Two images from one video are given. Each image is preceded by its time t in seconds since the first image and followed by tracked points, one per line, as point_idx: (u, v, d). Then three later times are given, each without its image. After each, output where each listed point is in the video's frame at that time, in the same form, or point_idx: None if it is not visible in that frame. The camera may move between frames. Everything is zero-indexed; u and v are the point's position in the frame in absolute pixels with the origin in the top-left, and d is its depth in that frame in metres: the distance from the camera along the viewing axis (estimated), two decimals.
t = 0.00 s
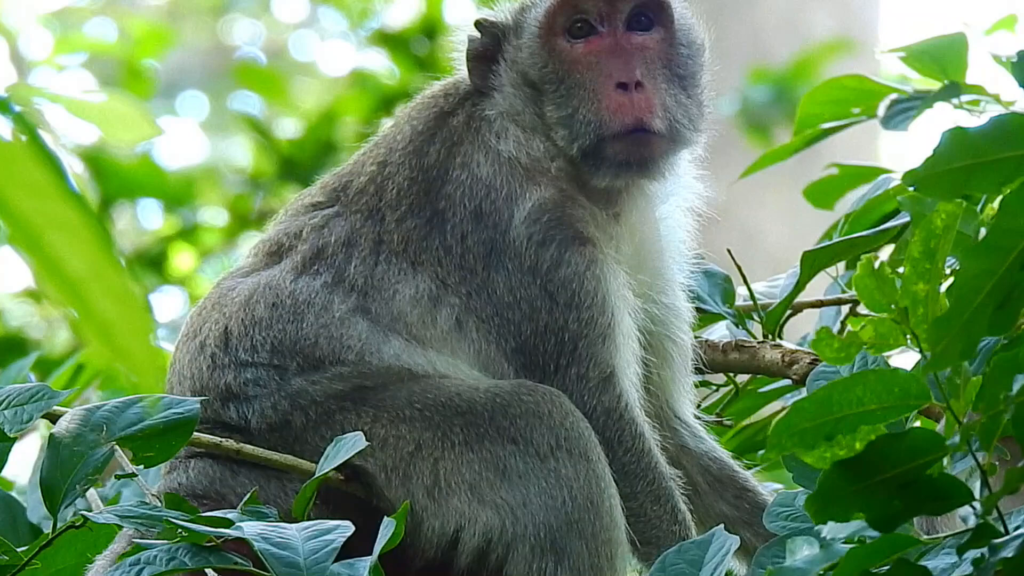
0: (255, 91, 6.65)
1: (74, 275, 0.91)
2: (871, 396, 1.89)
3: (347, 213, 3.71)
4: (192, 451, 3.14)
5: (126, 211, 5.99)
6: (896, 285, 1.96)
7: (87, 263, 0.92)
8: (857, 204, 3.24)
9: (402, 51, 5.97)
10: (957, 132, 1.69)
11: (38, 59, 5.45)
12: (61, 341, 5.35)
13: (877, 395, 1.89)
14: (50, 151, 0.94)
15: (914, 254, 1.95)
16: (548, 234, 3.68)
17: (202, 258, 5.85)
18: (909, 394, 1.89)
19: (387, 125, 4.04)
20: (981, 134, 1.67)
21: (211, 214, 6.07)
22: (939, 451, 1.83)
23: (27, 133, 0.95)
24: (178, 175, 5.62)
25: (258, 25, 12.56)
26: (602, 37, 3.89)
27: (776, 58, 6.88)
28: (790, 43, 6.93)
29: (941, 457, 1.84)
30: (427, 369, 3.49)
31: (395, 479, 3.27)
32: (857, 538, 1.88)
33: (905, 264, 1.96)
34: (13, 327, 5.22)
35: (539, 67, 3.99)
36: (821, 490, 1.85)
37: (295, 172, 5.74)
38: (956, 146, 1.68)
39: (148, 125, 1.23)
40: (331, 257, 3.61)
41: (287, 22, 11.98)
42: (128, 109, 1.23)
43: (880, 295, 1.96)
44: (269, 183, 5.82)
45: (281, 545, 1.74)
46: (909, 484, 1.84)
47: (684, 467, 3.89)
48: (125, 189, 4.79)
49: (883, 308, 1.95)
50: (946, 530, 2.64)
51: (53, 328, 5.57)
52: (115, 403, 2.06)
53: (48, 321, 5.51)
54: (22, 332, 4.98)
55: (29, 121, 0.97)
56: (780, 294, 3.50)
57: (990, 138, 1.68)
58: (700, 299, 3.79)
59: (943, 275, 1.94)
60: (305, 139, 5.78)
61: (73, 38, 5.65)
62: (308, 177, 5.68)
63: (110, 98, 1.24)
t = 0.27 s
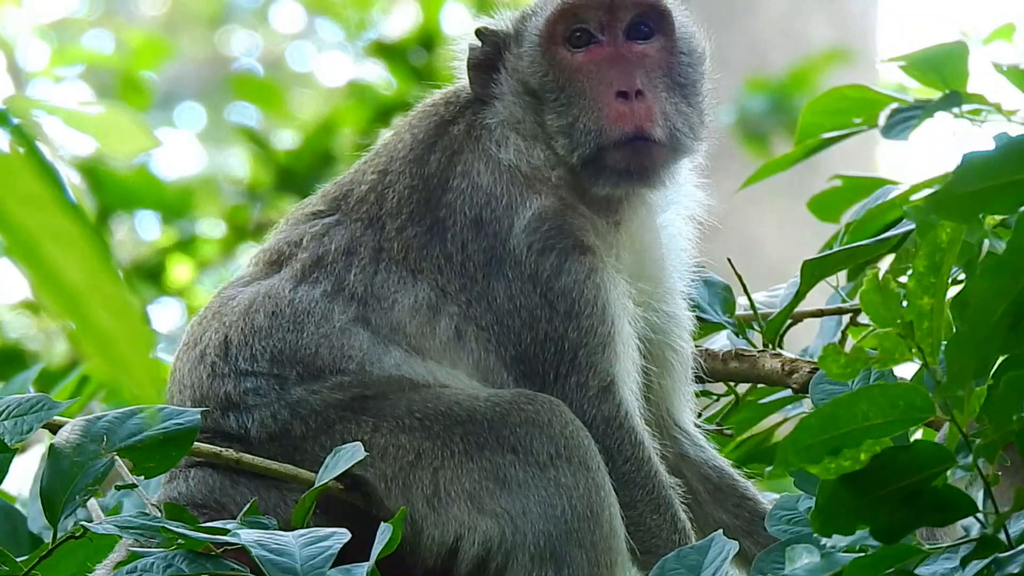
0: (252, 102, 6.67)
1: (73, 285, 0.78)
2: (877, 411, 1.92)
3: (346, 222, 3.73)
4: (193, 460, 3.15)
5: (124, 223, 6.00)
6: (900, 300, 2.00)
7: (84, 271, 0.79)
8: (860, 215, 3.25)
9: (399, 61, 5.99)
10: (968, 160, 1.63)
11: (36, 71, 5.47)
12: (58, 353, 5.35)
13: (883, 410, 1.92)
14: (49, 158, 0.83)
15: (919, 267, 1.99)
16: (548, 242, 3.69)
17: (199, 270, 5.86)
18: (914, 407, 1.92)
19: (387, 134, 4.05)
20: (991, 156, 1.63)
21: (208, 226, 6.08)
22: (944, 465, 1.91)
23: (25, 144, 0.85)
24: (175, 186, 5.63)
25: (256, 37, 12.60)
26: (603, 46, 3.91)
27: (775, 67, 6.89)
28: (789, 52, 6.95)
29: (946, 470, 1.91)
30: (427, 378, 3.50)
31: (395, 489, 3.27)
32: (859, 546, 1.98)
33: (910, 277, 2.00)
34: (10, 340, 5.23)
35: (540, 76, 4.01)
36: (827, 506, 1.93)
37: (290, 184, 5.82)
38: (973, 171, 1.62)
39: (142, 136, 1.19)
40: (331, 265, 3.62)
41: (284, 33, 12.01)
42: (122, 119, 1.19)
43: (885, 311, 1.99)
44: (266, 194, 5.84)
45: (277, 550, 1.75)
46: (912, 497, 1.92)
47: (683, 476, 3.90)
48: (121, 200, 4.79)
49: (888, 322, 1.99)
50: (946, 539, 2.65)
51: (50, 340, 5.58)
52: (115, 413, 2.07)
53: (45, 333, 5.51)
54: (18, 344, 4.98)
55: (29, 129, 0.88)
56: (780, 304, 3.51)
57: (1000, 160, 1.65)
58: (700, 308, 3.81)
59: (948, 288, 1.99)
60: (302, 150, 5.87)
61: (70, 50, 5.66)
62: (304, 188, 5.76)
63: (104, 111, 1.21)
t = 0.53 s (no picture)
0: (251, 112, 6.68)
1: (72, 294, 0.79)
2: (877, 419, 1.92)
3: (348, 229, 3.74)
4: (193, 467, 3.16)
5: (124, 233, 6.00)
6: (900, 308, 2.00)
7: (84, 280, 0.80)
8: (863, 223, 3.26)
9: (398, 70, 6.07)
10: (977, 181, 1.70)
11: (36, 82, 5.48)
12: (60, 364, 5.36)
13: (883, 417, 1.92)
14: (49, 169, 0.84)
15: (919, 276, 1.98)
16: (549, 250, 3.70)
17: (199, 279, 5.88)
18: (914, 414, 1.93)
19: (388, 141, 4.06)
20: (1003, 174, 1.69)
21: (208, 236, 6.10)
22: (944, 472, 1.91)
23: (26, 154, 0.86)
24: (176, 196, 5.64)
25: (255, 46, 12.62)
26: (603, 53, 3.93)
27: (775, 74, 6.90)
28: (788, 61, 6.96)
29: (946, 476, 1.92)
30: (427, 386, 3.50)
31: (395, 497, 3.27)
32: (858, 552, 2.00)
33: (911, 285, 1.99)
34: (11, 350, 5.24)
35: (540, 83, 4.01)
36: (827, 510, 1.93)
37: (290, 194, 5.82)
38: (992, 191, 1.69)
39: (142, 146, 1.21)
40: (332, 272, 3.63)
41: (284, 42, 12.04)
42: (123, 129, 1.21)
43: (886, 318, 1.99)
44: (267, 205, 5.88)
45: (277, 560, 1.76)
46: (911, 504, 1.93)
47: (684, 483, 3.90)
48: (120, 211, 4.80)
49: (888, 330, 1.99)
50: (946, 546, 2.65)
51: (51, 351, 5.61)
52: (114, 420, 2.08)
53: (46, 343, 5.53)
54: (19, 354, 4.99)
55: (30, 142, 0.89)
56: (782, 312, 3.51)
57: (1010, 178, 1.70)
58: (703, 316, 3.81)
59: (948, 296, 1.99)
60: (302, 160, 5.85)
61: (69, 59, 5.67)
62: (304, 198, 5.75)
63: (106, 121, 1.23)
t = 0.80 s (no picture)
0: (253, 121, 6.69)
1: (75, 304, 0.80)
2: (875, 429, 1.93)
3: (350, 236, 3.75)
4: (194, 474, 3.16)
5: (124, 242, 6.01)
6: (899, 318, 2.01)
7: (86, 290, 0.81)
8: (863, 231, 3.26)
9: (400, 79, 6.09)
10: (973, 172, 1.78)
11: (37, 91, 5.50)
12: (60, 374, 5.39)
13: (881, 428, 1.93)
14: (51, 180, 0.85)
15: (919, 285, 2.00)
16: (550, 259, 3.71)
17: (201, 288, 5.89)
18: (913, 425, 1.93)
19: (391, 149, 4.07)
20: (998, 168, 1.76)
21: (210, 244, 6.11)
22: (943, 484, 1.92)
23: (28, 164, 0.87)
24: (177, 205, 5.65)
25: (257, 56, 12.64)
26: (606, 63, 3.95)
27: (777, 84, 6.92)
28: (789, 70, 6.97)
29: (945, 489, 1.92)
30: (428, 395, 3.51)
31: (396, 505, 3.28)
32: (859, 566, 2.01)
33: (910, 295, 2.01)
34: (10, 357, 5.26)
35: (543, 92, 4.03)
36: (825, 522, 1.94)
37: (294, 205, 5.79)
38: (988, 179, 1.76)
39: (144, 156, 1.22)
40: (333, 279, 3.64)
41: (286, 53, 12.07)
42: (125, 139, 1.22)
43: (884, 328, 2.00)
44: (267, 214, 5.86)
45: (280, 569, 1.76)
46: (911, 516, 1.94)
47: (684, 491, 3.92)
48: (121, 219, 4.81)
49: (887, 340, 2.00)
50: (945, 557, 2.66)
51: (51, 360, 5.64)
52: (112, 426, 2.09)
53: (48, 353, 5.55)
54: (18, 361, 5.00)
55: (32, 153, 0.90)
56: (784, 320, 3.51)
57: (1008, 174, 1.76)
58: (705, 324, 3.81)
59: (947, 308, 2.00)
60: (303, 169, 5.84)
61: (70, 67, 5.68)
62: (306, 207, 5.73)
63: (107, 131, 1.24)
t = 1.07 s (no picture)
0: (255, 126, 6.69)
1: (78, 310, 0.80)
2: (875, 434, 1.95)
3: (351, 243, 3.75)
4: (196, 481, 3.16)
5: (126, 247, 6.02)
6: (899, 323, 2.01)
7: (89, 296, 0.81)
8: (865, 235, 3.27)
9: (401, 85, 6.08)
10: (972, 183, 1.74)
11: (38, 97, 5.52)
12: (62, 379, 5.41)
13: (881, 433, 1.95)
14: (51, 183, 0.84)
15: (919, 291, 2.00)
16: (550, 265, 3.70)
17: (203, 293, 5.90)
18: (912, 431, 1.95)
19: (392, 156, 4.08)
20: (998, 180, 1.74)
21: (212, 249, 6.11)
22: (943, 489, 1.92)
23: (28, 169, 0.86)
24: (179, 209, 5.65)
25: (258, 61, 12.66)
26: (602, 69, 3.93)
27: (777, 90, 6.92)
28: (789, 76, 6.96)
29: (944, 494, 1.92)
30: (429, 400, 3.51)
31: (397, 510, 3.28)
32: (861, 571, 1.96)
33: (911, 301, 2.01)
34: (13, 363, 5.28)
35: (540, 99, 4.03)
36: (825, 527, 1.93)
37: (294, 209, 5.80)
38: (978, 194, 1.73)
39: (147, 161, 1.22)
40: (335, 287, 3.64)
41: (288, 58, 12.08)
42: (128, 144, 1.22)
43: (883, 333, 2.00)
44: (269, 219, 5.85)
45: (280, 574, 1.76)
46: (910, 521, 1.94)
47: (686, 498, 3.91)
48: (123, 224, 4.82)
49: (886, 345, 2.00)
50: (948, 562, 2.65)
51: (54, 364, 5.66)
52: (113, 432, 2.08)
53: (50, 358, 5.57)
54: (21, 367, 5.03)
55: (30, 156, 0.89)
56: (785, 325, 3.52)
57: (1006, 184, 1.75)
58: (705, 330, 3.81)
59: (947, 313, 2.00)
60: (305, 175, 5.87)
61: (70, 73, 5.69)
62: (308, 212, 5.75)
63: (110, 137, 1.24)
